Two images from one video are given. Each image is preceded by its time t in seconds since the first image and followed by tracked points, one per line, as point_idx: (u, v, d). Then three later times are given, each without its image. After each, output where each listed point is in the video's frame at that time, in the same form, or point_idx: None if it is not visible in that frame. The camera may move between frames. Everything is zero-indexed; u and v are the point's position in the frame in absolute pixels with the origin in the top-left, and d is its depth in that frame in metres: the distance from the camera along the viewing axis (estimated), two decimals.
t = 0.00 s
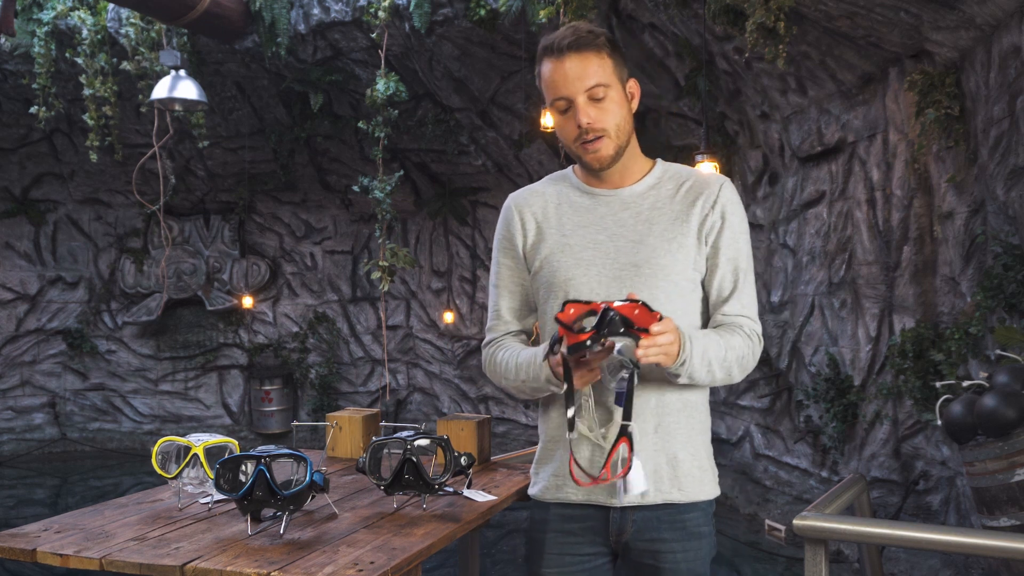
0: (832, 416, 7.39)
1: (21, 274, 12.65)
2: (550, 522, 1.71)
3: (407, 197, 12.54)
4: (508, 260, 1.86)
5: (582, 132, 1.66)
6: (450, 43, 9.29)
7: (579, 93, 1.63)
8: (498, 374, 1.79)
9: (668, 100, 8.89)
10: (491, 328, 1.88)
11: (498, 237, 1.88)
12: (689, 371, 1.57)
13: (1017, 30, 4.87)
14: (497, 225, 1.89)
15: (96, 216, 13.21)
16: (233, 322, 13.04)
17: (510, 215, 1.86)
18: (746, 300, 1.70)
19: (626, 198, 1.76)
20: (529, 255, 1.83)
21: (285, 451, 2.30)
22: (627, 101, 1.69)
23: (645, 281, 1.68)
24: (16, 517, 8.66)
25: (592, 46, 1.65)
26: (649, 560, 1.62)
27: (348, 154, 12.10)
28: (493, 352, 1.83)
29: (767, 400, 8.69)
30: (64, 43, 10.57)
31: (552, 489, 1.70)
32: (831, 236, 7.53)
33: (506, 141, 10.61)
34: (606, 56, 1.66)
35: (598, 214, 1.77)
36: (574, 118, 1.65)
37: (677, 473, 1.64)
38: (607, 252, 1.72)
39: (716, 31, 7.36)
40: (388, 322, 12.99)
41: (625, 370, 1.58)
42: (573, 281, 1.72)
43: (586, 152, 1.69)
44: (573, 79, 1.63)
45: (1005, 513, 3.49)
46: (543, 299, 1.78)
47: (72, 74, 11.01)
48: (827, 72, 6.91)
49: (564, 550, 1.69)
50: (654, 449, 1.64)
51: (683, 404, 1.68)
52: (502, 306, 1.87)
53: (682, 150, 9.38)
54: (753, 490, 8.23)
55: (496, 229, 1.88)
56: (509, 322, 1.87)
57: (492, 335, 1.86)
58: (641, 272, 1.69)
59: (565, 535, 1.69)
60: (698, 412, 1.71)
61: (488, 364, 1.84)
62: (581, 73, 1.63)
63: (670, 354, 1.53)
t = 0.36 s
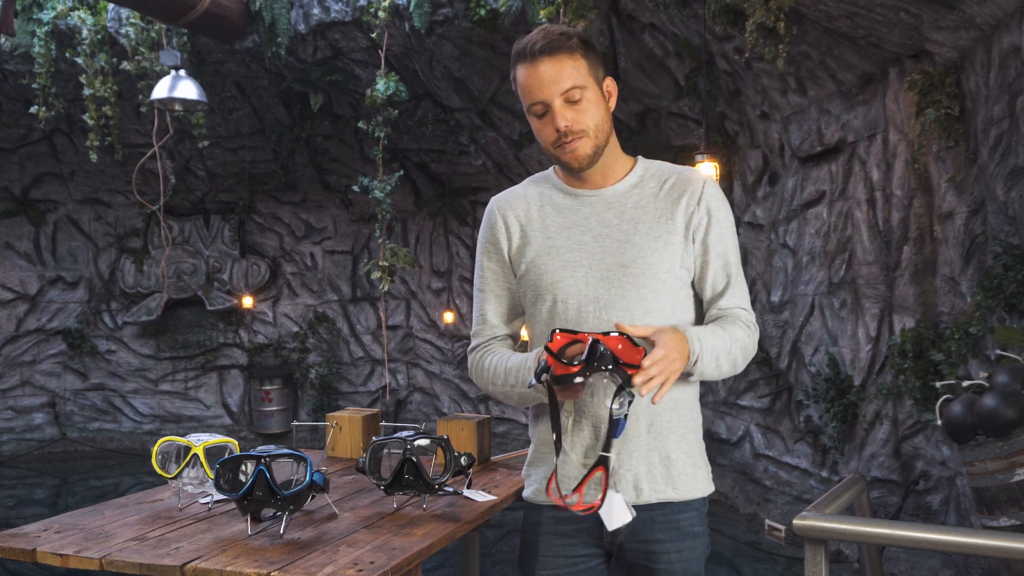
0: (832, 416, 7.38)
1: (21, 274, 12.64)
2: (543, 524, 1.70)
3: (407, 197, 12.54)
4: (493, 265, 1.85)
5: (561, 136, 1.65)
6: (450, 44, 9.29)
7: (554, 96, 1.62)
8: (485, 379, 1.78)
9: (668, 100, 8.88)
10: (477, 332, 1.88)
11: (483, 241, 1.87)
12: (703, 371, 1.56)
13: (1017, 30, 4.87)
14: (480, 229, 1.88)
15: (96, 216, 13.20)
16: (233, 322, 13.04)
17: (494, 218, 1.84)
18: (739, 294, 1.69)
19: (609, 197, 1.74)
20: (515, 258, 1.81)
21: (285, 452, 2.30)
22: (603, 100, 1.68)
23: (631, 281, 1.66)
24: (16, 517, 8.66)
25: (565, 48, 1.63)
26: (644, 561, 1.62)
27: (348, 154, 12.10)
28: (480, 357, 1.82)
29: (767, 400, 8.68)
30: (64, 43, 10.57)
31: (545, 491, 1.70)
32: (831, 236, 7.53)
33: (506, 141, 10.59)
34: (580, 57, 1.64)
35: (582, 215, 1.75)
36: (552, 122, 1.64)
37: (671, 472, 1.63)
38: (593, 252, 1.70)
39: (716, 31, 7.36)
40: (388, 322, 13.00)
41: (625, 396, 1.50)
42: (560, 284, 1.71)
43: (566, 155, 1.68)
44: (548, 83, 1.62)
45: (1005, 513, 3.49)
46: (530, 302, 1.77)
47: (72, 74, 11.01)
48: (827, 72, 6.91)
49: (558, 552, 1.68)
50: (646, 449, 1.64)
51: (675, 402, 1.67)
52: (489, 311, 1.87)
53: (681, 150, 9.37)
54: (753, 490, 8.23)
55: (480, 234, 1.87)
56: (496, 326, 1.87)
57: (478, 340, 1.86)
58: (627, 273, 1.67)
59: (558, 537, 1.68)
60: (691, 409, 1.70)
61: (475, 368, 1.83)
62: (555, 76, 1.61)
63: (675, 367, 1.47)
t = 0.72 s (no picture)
0: (832, 416, 7.39)
1: (21, 274, 12.65)
2: (545, 524, 1.70)
3: (407, 197, 12.54)
4: (493, 267, 1.85)
5: (560, 138, 1.65)
6: (450, 43, 9.29)
7: (554, 99, 1.62)
8: (483, 379, 1.79)
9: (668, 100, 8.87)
10: (478, 334, 1.89)
11: (483, 243, 1.87)
12: (705, 314, 1.51)
13: (1017, 30, 4.87)
14: (480, 231, 1.88)
15: (96, 216, 13.20)
16: (233, 322, 13.04)
17: (493, 220, 1.84)
18: (743, 287, 1.66)
19: (607, 198, 1.74)
20: (514, 260, 1.81)
21: (284, 452, 2.30)
22: (603, 101, 1.68)
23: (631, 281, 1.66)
24: (16, 517, 8.66)
25: (563, 50, 1.63)
26: (646, 561, 1.62)
27: (348, 154, 12.10)
28: (479, 357, 1.83)
29: (767, 400, 8.68)
30: (64, 43, 10.56)
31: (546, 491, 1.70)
32: (831, 236, 7.53)
33: (505, 141, 10.57)
34: (578, 59, 1.64)
35: (581, 216, 1.75)
36: (551, 124, 1.64)
37: (674, 472, 1.63)
38: (592, 254, 1.70)
39: (715, 31, 7.37)
40: (388, 322, 13.00)
41: (615, 400, 1.57)
42: (559, 285, 1.71)
43: (566, 157, 1.68)
44: (547, 86, 1.62)
45: (1005, 513, 3.48)
46: (530, 304, 1.77)
47: (72, 74, 11.01)
48: (827, 72, 6.91)
49: (560, 551, 1.68)
50: (649, 448, 1.64)
51: (678, 401, 1.67)
52: (488, 312, 1.87)
53: (682, 150, 9.36)
54: (753, 490, 8.23)
55: (480, 236, 1.87)
56: (495, 327, 1.88)
57: (478, 342, 1.87)
58: (627, 273, 1.67)
59: (560, 537, 1.68)
60: (694, 408, 1.70)
61: (475, 369, 1.83)
62: (555, 78, 1.61)
63: (671, 299, 1.43)
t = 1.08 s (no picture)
0: (832, 416, 7.39)
1: (21, 274, 12.65)
2: (545, 524, 1.70)
3: (407, 197, 12.54)
4: (495, 266, 1.85)
5: (565, 137, 1.65)
6: (450, 43, 9.29)
7: (561, 97, 1.62)
8: (485, 378, 1.79)
9: (668, 100, 8.87)
10: (481, 332, 1.89)
11: (486, 242, 1.87)
12: (677, 319, 1.51)
13: (1017, 30, 4.86)
14: (484, 230, 1.88)
15: (96, 217, 13.20)
16: (233, 322, 13.03)
17: (496, 219, 1.84)
18: (738, 281, 1.64)
19: (608, 198, 1.74)
20: (516, 259, 1.81)
21: (285, 451, 2.30)
22: (608, 102, 1.68)
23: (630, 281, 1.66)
24: (16, 517, 8.67)
25: (571, 48, 1.63)
26: (644, 562, 1.62)
27: (348, 154, 12.09)
28: (482, 356, 1.83)
29: (767, 400, 8.68)
30: (64, 43, 10.56)
31: (547, 489, 1.71)
32: (831, 236, 7.53)
33: (505, 141, 10.56)
34: (586, 60, 1.64)
35: (581, 216, 1.75)
36: (557, 123, 1.64)
37: (672, 473, 1.63)
38: (592, 253, 1.70)
39: (715, 31, 7.38)
40: (388, 322, 12.99)
41: (616, 402, 1.56)
42: (560, 285, 1.71)
43: (569, 156, 1.68)
44: (555, 84, 1.62)
45: (1005, 513, 3.48)
46: (532, 303, 1.78)
47: (72, 74, 11.01)
48: (827, 72, 6.91)
49: (559, 551, 1.68)
50: (647, 449, 1.64)
51: (677, 401, 1.66)
52: (491, 311, 1.87)
53: (682, 151, 9.36)
54: (753, 490, 8.24)
55: (483, 235, 1.87)
56: (499, 327, 1.88)
57: (481, 341, 1.87)
58: (626, 273, 1.67)
59: (560, 536, 1.69)
60: (695, 408, 1.69)
61: (477, 367, 1.83)
62: (562, 77, 1.61)
63: (635, 309, 1.46)
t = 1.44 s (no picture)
0: (832, 416, 7.39)
1: (21, 274, 12.64)
2: (546, 524, 1.70)
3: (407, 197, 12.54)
4: (494, 266, 1.84)
5: (577, 131, 1.63)
6: (450, 43, 9.30)
7: (580, 92, 1.60)
8: (484, 377, 1.79)
9: (668, 100, 8.87)
10: (479, 332, 1.89)
11: (485, 242, 1.86)
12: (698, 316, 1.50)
13: (1017, 30, 4.86)
14: (483, 230, 1.87)
15: (96, 216, 13.20)
16: (233, 322, 13.03)
17: (495, 219, 1.83)
18: (743, 282, 1.65)
19: (608, 197, 1.73)
20: (515, 259, 1.80)
21: (284, 452, 2.30)
22: (621, 104, 1.67)
23: (630, 279, 1.66)
24: (16, 517, 8.66)
25: (595, 44, 1.60)
26: (644, 561, 1.62)
27: (348, 154, 12.09)
28: (481, 355, 1.83)
29: (767, 400, 8.67)
30: (64, 43, 10.56)
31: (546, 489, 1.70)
32: (831, 236, 7.53)
33: (506, 141, 10.56)
34: (609, 59, 1.62)
35: (581, 215, 1.74)
36: (571, 116, 1.62)
37: (673, 472, 1.63)
38: (592, 252, 1.70)
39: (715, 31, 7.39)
40: (388, 322, 13.00)
41: (611, 401, 1.57)
42: (559, 283, 1.71)
43: (576, 151, 1.66)
44: (575, 78, 1.60)
45: (1005, 513, 3.47)
46: (531, 302, 1.77)
47: (72, 74, 11.01)
48: (827, 72, 6.91)
49: (559, 551, 1.68)
50: (647, 448, 1.64)
51: (677, 400, 1.66)
52: (490, 311, 1.87)
53: (682, 151, 9.36)
54: (753, 490, 8.24)
55: (482, 235, 1.86)
56: (498, 326, 1.87)
57: (480, 340, 1.87)
58: (626, 271, 1.66)
59: (560, 536, 1.68)
60: (693, 407, 1.69)
61: (476, 367, 1.83)
62: (583, 72, 1.59)
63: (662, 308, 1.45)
